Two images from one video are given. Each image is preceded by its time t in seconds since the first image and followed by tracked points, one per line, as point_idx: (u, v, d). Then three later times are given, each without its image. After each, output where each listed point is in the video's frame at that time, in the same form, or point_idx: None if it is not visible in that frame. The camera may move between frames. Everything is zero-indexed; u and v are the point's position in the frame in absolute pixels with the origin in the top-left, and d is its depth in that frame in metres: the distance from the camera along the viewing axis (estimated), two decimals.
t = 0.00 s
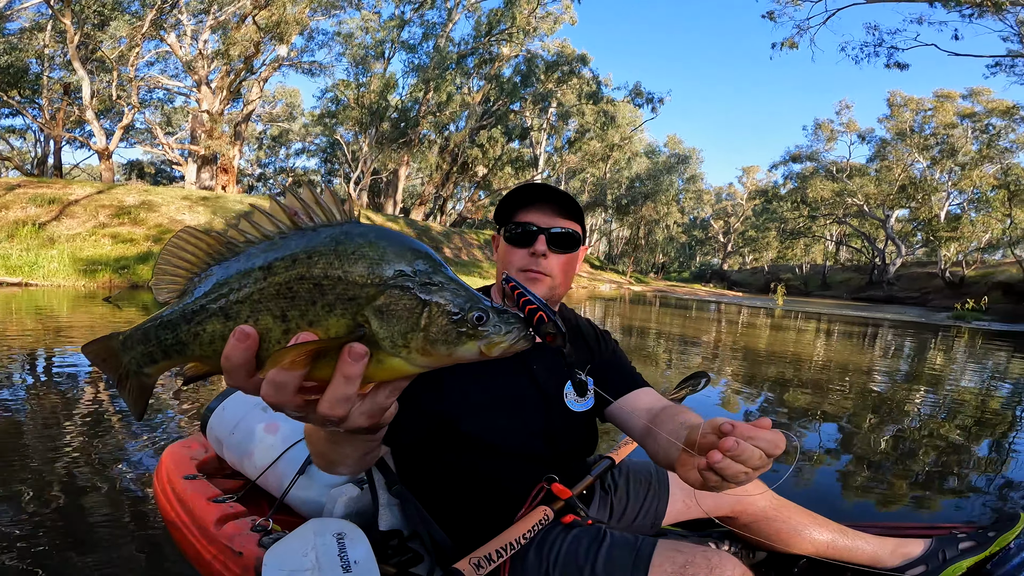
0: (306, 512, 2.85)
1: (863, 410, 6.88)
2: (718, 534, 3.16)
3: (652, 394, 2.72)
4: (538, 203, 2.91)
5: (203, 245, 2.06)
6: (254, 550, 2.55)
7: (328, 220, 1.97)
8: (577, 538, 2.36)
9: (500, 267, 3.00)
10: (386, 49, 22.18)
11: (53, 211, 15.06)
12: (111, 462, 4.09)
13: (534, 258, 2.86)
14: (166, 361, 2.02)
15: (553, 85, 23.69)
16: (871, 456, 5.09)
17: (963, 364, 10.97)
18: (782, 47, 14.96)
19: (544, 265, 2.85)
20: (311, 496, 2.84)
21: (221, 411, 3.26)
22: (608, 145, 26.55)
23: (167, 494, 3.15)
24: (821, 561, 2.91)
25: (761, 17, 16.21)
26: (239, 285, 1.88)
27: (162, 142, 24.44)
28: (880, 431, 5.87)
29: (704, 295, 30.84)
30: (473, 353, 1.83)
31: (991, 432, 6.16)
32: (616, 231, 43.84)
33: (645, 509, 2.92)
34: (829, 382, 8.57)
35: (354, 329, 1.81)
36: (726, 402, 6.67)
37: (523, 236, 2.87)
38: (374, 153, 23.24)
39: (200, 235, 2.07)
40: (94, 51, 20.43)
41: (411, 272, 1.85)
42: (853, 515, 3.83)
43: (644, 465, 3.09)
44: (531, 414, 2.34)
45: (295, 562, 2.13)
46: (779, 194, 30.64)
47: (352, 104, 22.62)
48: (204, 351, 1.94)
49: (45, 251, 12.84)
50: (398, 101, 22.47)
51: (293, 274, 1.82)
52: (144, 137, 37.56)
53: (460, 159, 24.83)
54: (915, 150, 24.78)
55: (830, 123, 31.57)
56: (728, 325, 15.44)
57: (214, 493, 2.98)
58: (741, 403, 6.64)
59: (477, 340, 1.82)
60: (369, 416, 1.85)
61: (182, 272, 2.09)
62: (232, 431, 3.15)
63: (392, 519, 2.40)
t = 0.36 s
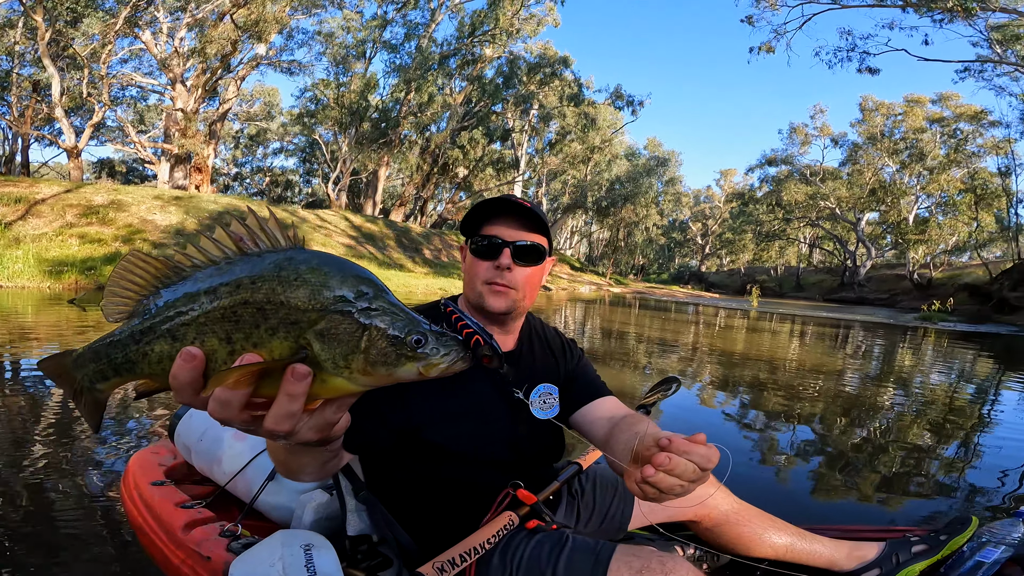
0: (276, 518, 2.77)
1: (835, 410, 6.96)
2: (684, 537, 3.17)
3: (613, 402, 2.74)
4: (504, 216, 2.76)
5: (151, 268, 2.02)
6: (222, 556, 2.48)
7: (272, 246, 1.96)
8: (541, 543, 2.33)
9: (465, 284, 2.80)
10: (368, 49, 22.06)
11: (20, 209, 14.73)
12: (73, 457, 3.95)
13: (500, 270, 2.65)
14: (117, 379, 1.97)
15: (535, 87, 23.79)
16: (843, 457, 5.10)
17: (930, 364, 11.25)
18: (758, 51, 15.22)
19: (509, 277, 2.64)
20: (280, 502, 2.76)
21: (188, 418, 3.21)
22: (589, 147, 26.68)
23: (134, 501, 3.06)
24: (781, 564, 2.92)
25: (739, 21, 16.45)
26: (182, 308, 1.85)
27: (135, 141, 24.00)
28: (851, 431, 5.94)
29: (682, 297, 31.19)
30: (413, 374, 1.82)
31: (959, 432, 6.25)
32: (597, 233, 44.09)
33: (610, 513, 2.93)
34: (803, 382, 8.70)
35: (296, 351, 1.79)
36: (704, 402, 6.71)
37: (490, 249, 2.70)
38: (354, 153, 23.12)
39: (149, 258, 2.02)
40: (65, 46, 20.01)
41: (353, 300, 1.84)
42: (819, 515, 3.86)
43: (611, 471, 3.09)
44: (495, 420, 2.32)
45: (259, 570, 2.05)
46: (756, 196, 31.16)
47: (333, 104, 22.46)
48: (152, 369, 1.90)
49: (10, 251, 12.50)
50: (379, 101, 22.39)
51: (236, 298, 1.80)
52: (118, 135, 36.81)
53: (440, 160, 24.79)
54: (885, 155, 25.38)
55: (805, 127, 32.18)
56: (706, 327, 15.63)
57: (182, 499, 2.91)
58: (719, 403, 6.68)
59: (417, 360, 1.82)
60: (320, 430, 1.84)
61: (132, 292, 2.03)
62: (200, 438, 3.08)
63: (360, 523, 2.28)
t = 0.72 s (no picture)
0: (267, 518, 2.73)
1: (825, 408, 7.00)
2: (674, 537, 3.15)
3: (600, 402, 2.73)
4: (503, 220, 2.69)
5: (133, 275, 1.97)
6: (211, 556, 2.45)
7: (254, 252, 1.94)
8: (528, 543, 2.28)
9: (461, 289, 2.71)
10: (360, 49, 22.01)
11: (7, 209, 14.62)
12: (59, 459, 3.88)
13: (505, 278, 2.62)
14: (103, 385, 1.93)
15: (528, 87, 23.79)
16: (833, 456, 5.09)
17: (918, 362, 11.36)
18: (749, 51, 15.29)
19: (515, 285, 2.61)
20: (271, 502, 2.71)
21: (177, 420, 3.17)
22: (581, 146, 26.69)
23: (124, 502, 3.02)
24: (769, 564, 2.93)
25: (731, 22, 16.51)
26: (166, 316, 1.83)
27: (124, 140, 23.80)
28: (840, 430, 5.97)
29: (674, 296, 31.33)
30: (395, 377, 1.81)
31: (947, 430, 6.27)
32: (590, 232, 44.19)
33: (601, 512, 2.91)
34: (794, 381, 8.75)
35: (280, 356, 1.78)
36: (697, 402, 6.72)
37: (491, 255, 2.65)
38: (346, 153, 23.05)
39: (131, 264, 1.98)
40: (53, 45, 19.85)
41: (335, 305, 1.83)
42: (808, 513, 3.86)
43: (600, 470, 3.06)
44: (482, 422, 2.31)
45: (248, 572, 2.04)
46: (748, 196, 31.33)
47: (324, 103, 22.36)
48: (138, 375, 1.87)
49: None
50: (371, 101, 22.33)
51: (219, 305, 1.78)
52: (106, 134, 36.51)
53: (432, 159, 24.75)
54: (874, 155, 25.62)
55: (796, 127, 32.38)
56: (698, 326, 15.70)
57: (172, 499, 2.88)
58: (711, 403, 6.69)
59: (401, 362, 1.82)
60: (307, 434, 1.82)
61: (115, 298, 1.99)
62: (189, 439, 3.04)
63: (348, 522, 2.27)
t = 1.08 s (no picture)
0: (268, 516, 2.72)
1: (823, 407, 7.00)
2: (674, 534, 3.15)
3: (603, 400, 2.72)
4: (502, 215, 2.72)
5: (134, 281, 1.95)
6: (212, 554, 2.44)
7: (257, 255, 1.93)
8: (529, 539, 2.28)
9: (458, 281, 2.74)
10: (357, 48, 21.95)
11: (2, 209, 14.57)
12: (57, 459, 3.86)
13: (499, 270, 2.62)
14: (106, 391, 1.91)
15: (526, 85, 23.73)
16: (832, 454, 5.09)
17: (916, 361, 11.36)
18: (747, 50, 15.27)
19: (509, 277, 2.61)
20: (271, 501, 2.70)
21: (176, 419, 3.15)
22: (579, 145, 26.65)
23: (124, 501, 3.01)
24: (769, 561, 2.93)
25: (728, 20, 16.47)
26: (170, 321, 1.81)
27: (121, 139, 23.71)
28: (838, 429, 5.97)
29: (672, 295, 31.32)
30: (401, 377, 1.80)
31: (945, 428, 6.29)
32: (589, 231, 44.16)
33: (602, 508, 2.91)
34: (791, 380, 8.75)
35: (285, 359, 1.77)
36: (694, 401, 6.71)
37: (488, 248, 2.67)
38: (343, 152, 22.99)
39: (132, 269, 1.96)
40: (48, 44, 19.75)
41: (340, 307, 1.82)
42: (807, 511, 3.86)
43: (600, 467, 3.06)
44: (484, 420, 2.30)
45: (248, 570, 2.03)
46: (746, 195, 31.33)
47: (322, 102, 22.27)
48: (142, 380, 1.85)
49: None
50: (369, 100, 22.27)
51: (224, 309, 1.77)
52: (103, 133, 36.40)
53: (431, 158, 24.70)
54: (872, 154, 25.65)
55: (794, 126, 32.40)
56: (697, 326, 15.68)
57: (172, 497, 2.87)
58: (709, 402, 6.69)
59: (406, 365, 1.80)
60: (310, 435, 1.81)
61: (116, 303, 1.96)
62: (190, 437, 3.02)
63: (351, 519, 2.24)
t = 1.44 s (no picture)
0: (271, 512, 2.70)
1: (822, 403, 7.02)
2: (675, 528, 3.14)
3: (604, 397, 2.71)
4: (506, 213, 2.71)
5: (140, 271, 1.94)
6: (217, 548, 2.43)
7: (263, 243, 1.92)
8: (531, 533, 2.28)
9: (462, 277, 2.75)
10: (354, 45, 21.90)
11: None
12: (56, 459, 3.82)
13: (502, 266, 2.62)
14: (112, 384, 1.87)
15: (524, 83, 23.73)
16: (829, 450, 5.10)
17: (913, 357, 11.43)
18: (744, 48, 15.35)
19: (512, 273, 2.61)
20: (274, 497, 2.69)
21: (179, 415, 3.13)
22: (577, 143, 26.65)
23: (127, 498, 2.99)
24: (770, 555, 2.93)
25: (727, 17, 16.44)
26: (178, 310, 1.80)
27: (117, 138, 23.64)
28: (837, 425, 5.99)
29: (670, 291, 31.38)
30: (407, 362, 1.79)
31: (943, 423, 6.33)
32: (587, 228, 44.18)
33: (603, 503, 2.90)
34: (791, 377, 8.78)
35: (292, 346, 1.76)
36: (692, 398, 6.69)
37: (491, 244, 2.67)
38: (341, 150, 22.96)
39: (138, 261, 1.94)
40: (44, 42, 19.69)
41: (347, 293, 1.82)
42: (808, 507, 3.86)
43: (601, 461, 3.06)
44: (487, 416, 2.30)
45: (252, 567, 2.02)
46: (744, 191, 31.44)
47: (319, 100, 22.27)
48: (150, 371, 1.83)
49: None
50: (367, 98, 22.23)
51: (231, 296, 1.77)
52: (99, 132, 36.29)
53: (429, 156, 24.66)
54: (869, 151, 25.72)
55: (791, 123, 32.46)
56: (696, 322, 15.73)
57: (176, 494, 2.86)
58: (707, 399, 6.66)
59: (412, 349, 1.80)
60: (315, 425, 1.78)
61: (123, 294, 1.94)
62: (191, 434, 2.99)
63: (352, 514, 2.29)
